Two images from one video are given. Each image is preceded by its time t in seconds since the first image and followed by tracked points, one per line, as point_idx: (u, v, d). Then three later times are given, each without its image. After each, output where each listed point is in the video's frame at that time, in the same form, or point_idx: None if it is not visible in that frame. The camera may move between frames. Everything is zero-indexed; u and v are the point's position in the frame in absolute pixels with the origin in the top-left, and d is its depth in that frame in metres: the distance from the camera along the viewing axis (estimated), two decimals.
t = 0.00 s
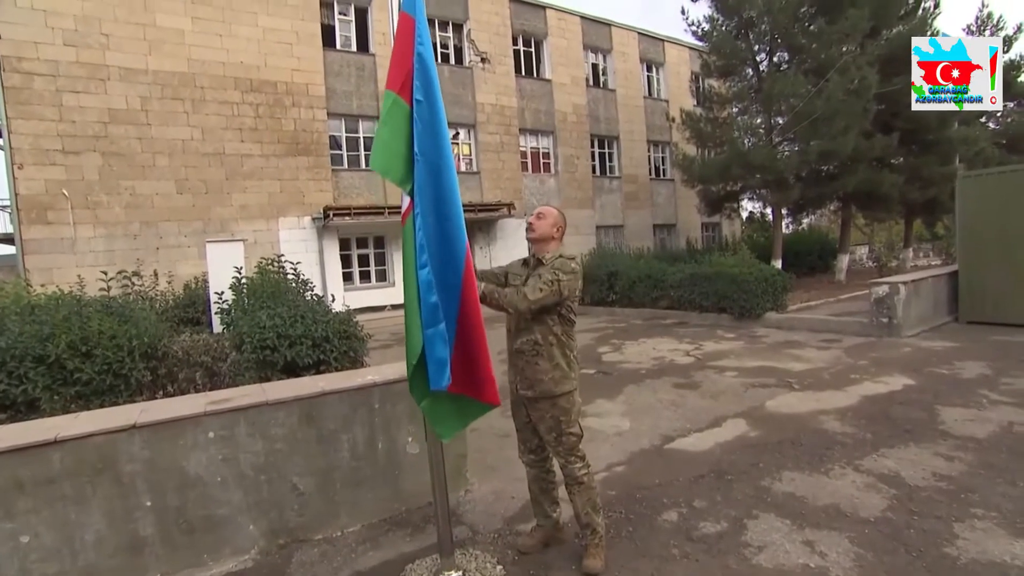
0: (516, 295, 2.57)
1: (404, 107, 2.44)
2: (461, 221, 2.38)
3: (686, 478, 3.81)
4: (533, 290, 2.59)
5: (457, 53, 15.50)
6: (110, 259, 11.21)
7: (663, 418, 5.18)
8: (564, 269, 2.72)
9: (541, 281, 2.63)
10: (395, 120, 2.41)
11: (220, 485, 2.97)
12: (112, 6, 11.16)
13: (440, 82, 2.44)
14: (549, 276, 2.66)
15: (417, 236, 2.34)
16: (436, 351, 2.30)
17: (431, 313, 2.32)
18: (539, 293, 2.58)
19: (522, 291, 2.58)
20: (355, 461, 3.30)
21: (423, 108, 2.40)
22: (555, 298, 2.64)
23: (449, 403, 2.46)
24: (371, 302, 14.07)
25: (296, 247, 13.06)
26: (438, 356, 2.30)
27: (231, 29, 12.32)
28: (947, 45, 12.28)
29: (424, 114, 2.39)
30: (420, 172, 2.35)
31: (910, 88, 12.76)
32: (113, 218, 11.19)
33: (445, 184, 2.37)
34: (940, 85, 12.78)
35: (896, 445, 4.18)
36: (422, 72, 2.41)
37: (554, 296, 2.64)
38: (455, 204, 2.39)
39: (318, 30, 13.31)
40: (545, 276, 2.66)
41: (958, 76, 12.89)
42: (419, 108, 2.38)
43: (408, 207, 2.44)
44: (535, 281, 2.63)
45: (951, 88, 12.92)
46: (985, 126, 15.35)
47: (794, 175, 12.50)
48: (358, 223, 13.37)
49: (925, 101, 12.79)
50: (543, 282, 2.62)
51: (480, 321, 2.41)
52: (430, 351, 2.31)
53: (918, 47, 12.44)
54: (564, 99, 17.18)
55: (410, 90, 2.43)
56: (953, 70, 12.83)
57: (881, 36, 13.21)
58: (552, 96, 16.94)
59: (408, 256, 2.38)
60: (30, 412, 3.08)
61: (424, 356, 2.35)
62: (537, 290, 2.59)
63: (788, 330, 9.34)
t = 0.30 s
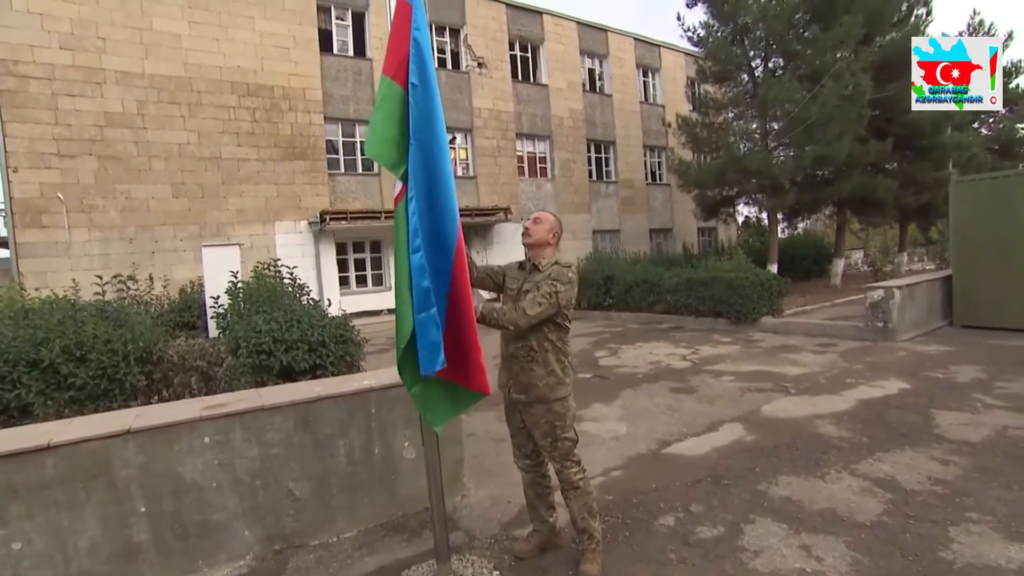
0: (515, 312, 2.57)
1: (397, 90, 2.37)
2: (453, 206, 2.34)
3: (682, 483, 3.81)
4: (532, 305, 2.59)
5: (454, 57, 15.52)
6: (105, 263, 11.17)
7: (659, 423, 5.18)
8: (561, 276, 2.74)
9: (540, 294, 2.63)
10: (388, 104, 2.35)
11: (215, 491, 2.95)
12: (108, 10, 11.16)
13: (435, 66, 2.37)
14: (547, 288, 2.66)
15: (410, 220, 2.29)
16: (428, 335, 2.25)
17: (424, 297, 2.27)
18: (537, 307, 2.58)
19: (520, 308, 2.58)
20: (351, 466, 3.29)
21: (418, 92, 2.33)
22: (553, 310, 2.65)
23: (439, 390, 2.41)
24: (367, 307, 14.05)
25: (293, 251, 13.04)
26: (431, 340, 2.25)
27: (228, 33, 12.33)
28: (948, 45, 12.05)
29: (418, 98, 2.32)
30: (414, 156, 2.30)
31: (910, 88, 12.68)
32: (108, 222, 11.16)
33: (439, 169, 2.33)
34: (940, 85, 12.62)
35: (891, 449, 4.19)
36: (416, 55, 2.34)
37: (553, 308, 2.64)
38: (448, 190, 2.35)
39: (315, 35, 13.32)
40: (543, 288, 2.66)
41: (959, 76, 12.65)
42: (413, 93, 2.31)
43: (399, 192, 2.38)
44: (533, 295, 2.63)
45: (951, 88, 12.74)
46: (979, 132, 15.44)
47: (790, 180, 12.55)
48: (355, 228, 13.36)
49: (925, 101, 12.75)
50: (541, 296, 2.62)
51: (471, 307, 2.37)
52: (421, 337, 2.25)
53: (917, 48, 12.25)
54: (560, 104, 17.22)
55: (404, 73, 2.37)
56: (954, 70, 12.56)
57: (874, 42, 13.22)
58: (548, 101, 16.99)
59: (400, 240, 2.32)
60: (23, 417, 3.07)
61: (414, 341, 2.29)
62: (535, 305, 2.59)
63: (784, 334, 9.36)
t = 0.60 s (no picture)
0: (524, 323, 2.53)
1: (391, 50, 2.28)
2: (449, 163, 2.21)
3: (684, 487, 3.80)
4: (539, 316, 2.56)
5: (454, 62, 15.57)
6: (106, 268, 11.17)
7: (660, 428, 5.17)
8: (561, 281, 2.74)
9: (545, 304, 2.60)
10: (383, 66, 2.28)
11: (216, 496, 2.95)
12: (110, 16, 11.20)
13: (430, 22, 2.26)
14: (551, 297, 2.65)
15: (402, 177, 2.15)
16: (421, 297, 2.09)
17: (415, 258, 2.11)
18: (545, 318, 2.55)
19: (529, 319, 2.53)
20: (352, 471, 3.29)
21: (412, 50, 2.22)
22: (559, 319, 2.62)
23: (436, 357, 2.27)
24: (367, 311, 14.05)
25: (293, 256, 13.04)
26: (422, 301, 2.09)
27: (229, 38, 12.36)
28: (947, 45, 12.35)
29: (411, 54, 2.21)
30: (406, 112, 2.17)
31: (911, 88, 12.84)
32: (109, 226, 11.17)
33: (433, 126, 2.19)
34: (940, 85, 12.87)
35: (893, 453, 4.18)
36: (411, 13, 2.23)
37: (559, 317, 2.63)
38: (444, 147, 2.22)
39: (316, 40, 13.36)
40: (548, 298, 2.63)
41: (958, 77, 13.04)
42: (406, 48, 2.20)
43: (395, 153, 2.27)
44: (539, 305, 2.60)
45: (951, 88, 13.10)
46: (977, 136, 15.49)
47: (789, 184, 12.56)
48: (355, 232, 13.37)
49: (926, 101, 12.90)
50: (547, 306, 2.59)
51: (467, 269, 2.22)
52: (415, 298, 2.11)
53: (918, 47, 12.44)
54: (560, 109, 17.26)
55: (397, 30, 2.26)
56: (953, 70, 12.96)
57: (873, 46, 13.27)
58: (548, 106, 17.03)
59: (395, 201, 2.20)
60: (23, 422, 3.06)
61: (409, 303, 2.16)
62: (542, 315, 2.56)
63: (784, 338, 9.35)
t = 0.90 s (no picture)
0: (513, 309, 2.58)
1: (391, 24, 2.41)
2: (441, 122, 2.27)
3: (686, 497, 3.78)
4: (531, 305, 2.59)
5: (454, 72, 15.65)
6: (107, 278, 11.17)
7: (662, 436, 5.15)
8: (559, 286, 2.74)
9: (537, 297, 2.63)
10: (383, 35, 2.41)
11: (216, 508, 2.93)
12: (112, 28, 11.27)
13: None
14: (544, 292, 2.67)
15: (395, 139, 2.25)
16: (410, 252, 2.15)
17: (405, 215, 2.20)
18: (535, 308, 2.58)
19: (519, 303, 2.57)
20: (353, 482, 3.27)
21: (407, 18, 2.33)
22: (551, 314, 2.63)
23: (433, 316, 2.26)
24: (367, 320, 14.03)
25: (294, 266, 13.05)
26: (410, 256, 2.16)
27: (230, 50, 12.43)
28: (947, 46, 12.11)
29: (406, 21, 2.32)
30: (400, 77, 2.28)
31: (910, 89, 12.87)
32: (110, 237, 11.19)
33: (425, 89, 2.29)
34: (940, 85, 12.74)
35: (896, 461, 4.16)
36: None
37: (551, 313, 2.63)
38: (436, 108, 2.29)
39: (317, 51, 13.44)
40: (540, 293, 2.66)
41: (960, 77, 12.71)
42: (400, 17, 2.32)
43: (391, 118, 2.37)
44: (531, 298, 2.63)
45: (951, 89, 12.86)
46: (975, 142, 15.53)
47: (789, 191, 12.59)
48: (355, 242, 13.39)
49: (925, 101, 12.91)
50: (540, 298, 2.62)
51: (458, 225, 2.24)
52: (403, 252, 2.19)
53: (918, 47, 12.38)
54: (559, 118, 17.33)
55: (395, 3, 2.39)
56: (953, 70, 12.64)
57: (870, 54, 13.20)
58: (548, 115, 17.10)
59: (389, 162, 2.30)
60: (23, 433, 3.05)
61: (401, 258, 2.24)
62: (533, 305, 2.59)
63: (786, 346, 9.34)
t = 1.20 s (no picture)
0: (512, 324, 2.61)
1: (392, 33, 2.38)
2: (442, 130, 2.23)
3: (692, 516, 3.73)
4: (529, 321, 2.62)
5: (456, 92, 15.82)
6: (111, 297, 11.20)
7: (666, 454, 5.10)
8: (560, 304, 2.74)
9: (537, 313, 2.66)
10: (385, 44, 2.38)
11: (217, 529, 2.91)
12: (121, 52, 11.45)
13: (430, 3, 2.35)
14: (545, 308, 2.69)
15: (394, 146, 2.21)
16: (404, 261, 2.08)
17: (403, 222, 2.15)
18: (533, 324, 2.60)
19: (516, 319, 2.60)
20: (355, 502, 3.25)
21: (409, 26, 2.29)
22: (550, 331, 2.65)
23: (433, 323, 2.20)
24: (370, 338, 14.01)
25: (296, 284, 13.08)
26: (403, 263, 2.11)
27: (236, 72, 12.59)
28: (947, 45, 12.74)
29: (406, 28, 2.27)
30: (400, 83, 2.23)
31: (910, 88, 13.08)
32: (115, 256, 11.24)
33: (426, 95, 2.24)
34: (940, 85, 13.08)
35: (905, 478, 4.12)
36: None
37: (550, 329, 2.65)
38: (437, 115, 2.25)
39: (320, 72, 13.60)
40: (541, 309, 2.68)
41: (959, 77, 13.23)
42: (401, 23, 2.28)
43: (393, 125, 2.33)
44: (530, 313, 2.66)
45: (950, 89, 13.27)
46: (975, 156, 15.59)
47: (790, 207, 12.61)
48: (359, 259, 13.43)
49: (925, 101, 13.17)
50: (540, 314, 2.65)
51: (458, 231, 2.20)
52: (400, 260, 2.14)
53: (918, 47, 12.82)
54: (560, 136, 17.46)
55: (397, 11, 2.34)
56: (953, 70, 13.15)
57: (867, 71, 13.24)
58: (549, 133, 17.23)
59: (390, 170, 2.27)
60: (25, 454, 3.04)
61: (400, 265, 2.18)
62: (532, 321, 2.62)
63: (790, 361, 9.28)
